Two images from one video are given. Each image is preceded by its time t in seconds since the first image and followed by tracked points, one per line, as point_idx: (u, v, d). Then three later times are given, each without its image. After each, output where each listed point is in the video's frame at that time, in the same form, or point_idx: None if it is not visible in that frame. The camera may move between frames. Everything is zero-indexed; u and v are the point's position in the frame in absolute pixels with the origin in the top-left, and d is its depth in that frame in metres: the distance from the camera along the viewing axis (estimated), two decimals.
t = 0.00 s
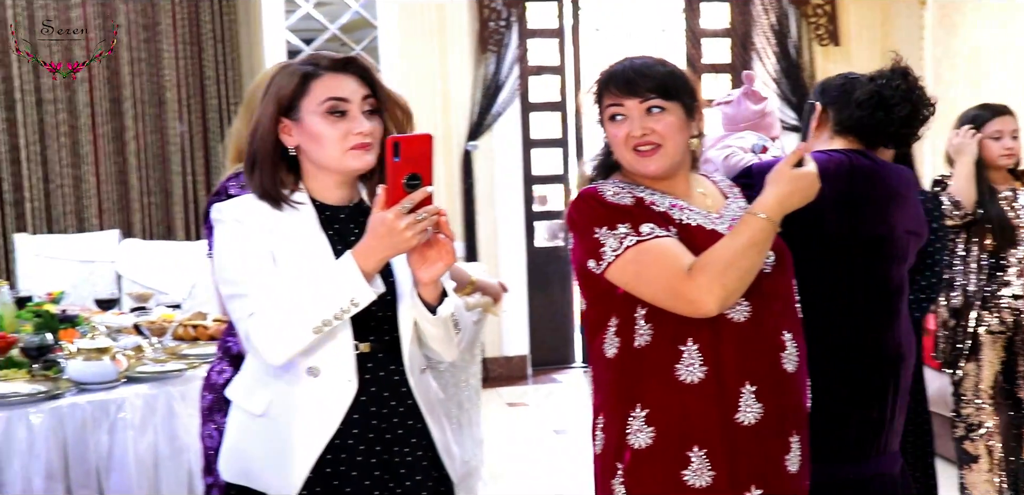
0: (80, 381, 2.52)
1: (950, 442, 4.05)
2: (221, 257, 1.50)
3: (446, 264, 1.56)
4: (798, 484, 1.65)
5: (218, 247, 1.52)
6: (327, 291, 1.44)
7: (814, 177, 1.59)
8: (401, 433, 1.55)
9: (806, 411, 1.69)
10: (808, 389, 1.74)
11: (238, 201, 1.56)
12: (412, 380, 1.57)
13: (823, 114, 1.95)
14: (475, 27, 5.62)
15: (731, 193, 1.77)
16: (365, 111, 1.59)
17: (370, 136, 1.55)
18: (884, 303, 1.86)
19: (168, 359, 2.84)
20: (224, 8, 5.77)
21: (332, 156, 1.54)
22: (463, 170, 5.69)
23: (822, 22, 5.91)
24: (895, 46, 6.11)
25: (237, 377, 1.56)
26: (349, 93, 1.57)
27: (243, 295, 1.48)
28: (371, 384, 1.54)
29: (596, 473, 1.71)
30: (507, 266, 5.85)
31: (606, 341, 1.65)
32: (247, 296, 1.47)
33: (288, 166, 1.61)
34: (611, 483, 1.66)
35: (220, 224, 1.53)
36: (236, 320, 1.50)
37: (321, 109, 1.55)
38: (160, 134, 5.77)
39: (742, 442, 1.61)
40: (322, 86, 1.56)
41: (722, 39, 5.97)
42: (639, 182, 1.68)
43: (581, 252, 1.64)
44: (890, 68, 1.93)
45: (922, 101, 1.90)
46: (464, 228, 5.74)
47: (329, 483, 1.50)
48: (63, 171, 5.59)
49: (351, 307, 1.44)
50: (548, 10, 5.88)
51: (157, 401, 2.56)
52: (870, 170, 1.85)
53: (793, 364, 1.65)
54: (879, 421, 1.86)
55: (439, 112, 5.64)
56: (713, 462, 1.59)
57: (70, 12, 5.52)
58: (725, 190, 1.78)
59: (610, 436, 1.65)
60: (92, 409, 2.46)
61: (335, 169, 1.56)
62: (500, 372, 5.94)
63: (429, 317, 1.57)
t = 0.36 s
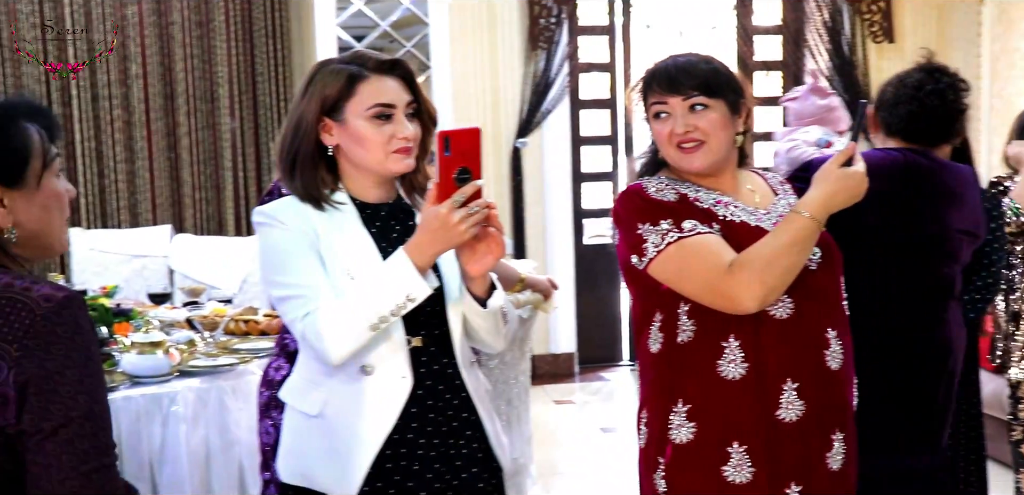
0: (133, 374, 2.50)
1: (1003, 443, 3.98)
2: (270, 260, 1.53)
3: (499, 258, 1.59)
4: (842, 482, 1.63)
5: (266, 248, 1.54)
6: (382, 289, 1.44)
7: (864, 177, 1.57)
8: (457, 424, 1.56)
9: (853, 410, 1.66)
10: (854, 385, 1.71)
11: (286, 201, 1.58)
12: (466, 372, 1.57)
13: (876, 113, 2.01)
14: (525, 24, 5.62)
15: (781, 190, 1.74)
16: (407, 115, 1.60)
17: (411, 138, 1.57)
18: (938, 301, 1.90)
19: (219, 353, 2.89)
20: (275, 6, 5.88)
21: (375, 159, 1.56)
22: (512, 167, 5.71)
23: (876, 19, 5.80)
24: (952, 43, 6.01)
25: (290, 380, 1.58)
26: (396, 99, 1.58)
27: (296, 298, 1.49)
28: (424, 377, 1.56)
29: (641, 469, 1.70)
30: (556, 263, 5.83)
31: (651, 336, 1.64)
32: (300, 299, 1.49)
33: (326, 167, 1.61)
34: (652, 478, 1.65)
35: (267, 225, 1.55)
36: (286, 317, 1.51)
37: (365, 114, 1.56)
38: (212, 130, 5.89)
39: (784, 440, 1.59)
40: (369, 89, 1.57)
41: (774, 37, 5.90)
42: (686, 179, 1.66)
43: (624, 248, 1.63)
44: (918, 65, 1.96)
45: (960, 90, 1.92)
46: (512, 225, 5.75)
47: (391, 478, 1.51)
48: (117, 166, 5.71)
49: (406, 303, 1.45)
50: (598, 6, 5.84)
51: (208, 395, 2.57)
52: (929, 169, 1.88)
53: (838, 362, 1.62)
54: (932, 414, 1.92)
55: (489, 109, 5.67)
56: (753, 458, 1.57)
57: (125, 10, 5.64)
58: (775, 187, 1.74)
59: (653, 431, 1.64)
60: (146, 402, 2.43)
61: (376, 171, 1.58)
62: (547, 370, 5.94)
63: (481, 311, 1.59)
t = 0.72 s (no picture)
0: (188, 369, 2.53)
1: None
2: (333, 257, 1.53)
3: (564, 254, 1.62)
4: (890, 479, 1.61)
5: (328, 246, 1.54)
6: (462, 282, 1.44)
7: (910, 171, 1.54)
8: (516, 419, 1.58)
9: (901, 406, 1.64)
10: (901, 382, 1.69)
11: (347, 199, 1.59)
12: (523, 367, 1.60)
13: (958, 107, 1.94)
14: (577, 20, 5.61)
15: (827, 185, 1.72)
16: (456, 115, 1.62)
17: (457, 141, 1.59)
18: (1005, 297, 1.86)
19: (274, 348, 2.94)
20: (328, 4, 5.96)
21: (422, 159, 1.58)
22: (563, 163, 5.70)
23: (933, 13, 5.71)
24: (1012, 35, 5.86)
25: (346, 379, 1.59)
26: (448, 101, 1.59)
27: (364, 295, 1.48)
28: (485, 373, 1.57)
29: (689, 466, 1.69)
30: (607, 259, 5.81)
31: (696, 333, 1.63)
32: (367, 296, 1.48)
33: (374, 163, 1.63)
34: (699, 474, 1.64)
35: (330, 223, 1.55)
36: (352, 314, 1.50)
37: (417, 115, 1.57)
38: (266, 126, 5.99)
39: (830, 437, 1.58)
40: (422, 90, 1.58)
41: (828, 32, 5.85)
42: (729, 175, 1.65)
43: (669, 245, 1.63)
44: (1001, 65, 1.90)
45: None
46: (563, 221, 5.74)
47: (455, 474, 1.54)
48: (172, 163, 5.84)
49: (488, 297, 1.45)
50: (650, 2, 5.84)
51: (262, 390, 2.59)
52: (1002, 165, 1.83)
53: (885, 360, 1.61)
54: (991, 412, 1.88)
55: (539, 105, 5.66)
56: (800, 455, 1.55)
57: (180, 8, 5.76)
58: (821, 182, 1.73)
59: (701, 427, 1.63)
60: (201, 397, 2.47)
61: (423, 170, 1.60)
62: (597, 367, 5.93)
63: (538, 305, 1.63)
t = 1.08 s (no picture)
0: (234, 366, 2.58)
1: None
2: (363, 266, 1.39)
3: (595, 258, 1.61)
4: (934, 475, 1.59)
5: (358, 255, 1.41)
6: (518, 292, 1.34)
7: (958, 166, 1.52)
8: (543, 423, 1.55)
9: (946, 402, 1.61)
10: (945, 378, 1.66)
11: (375, 205, 1.48)
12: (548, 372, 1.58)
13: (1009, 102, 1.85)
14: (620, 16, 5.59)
15: (867, 179, 1.70)
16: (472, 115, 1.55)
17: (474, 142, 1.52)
18: None
19: (321, 346, 2.96)
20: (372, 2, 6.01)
21: (437, 161, 1.51)
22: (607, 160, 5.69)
23: (983, 6, 5.52)
24: None
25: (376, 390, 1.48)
26: (459, 101, 1.52)
27: (406, 305, 1.35)
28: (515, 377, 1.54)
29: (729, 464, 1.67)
30: (651, 255, 5.78)
31: (737, 330, 1.61)
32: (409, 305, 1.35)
33: (390, 166, 1.55)
34: (742, 471, 1.62)
35: (361, 231, 1.42)
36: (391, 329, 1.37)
37: (430, 116, 1.50)
38: (310, 125, 6.06)
39: (874, 433, 1.56)
40: (434, 91, 1.51)
41: (875, 26, 5.73)
42: (769, 169, 1.64)
43: (710, 241, 1.62)
44: None
45: None
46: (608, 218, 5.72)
47: (487, 481, 1.48)
48: (218, 162, 5.92)
49: (544, 304, 1.35)
50: None
51: (308, 387, 2.62)
52: None
53: (929, 355, 1.58)
54: None
55: (582, 102, 5.65)
56: (845, 452, 1.54)
57: (226, 9, 5.86)
58: (861, 176, 1.71)
59: (742, 425, 1.62)
60: (247, 394, 2.50)
61: (437, 173, 1.53)
62: (641, 364, 5.90)
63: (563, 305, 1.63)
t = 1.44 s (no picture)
0: (285, 364, 2.60)
1: None
2: (333, 275, 1.30)
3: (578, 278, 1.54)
4: (989, 472, 1.64)
5: (328, 274, 1.31)
6: (499, 311, 1.25)
7: (1018, 161, 1.54)
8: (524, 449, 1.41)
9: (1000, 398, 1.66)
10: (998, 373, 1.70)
11: (346, 215, 1.38)
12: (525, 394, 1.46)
13: None
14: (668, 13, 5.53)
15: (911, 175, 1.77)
16: (438, 134, 1.41)
17: (434, 165, 1.39)
18: None
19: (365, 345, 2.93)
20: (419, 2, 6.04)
21: (392, 177, 1.40)
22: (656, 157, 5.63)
23: None
24: None
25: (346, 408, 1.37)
26: (420, 115, 1.39)
27: (374, 320, 1.26)
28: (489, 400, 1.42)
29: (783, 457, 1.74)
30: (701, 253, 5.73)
31: (791, 329, 1.66)
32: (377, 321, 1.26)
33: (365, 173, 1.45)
34: (798, 471, 1.67)
35: (332, 241, 1.32)
36: (361, 350, 1.27)
37: (388, 131, 1.39)
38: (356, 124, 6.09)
39: (933, 431, 1.60)
40: (400, 103, 1.39)
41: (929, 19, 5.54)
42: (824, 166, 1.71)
43: (763, 241, 1.66)
44: None
45: None
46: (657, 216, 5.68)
47: None
48: (269, 162, 6.01)
49: (521, 326, 1.27)
50: None
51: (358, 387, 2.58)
52: None
53: (985, 352, 1.63)
54: None
55: (630, 100, 5.61)
56: (903, 451, 1.59)
57: (276, 10, 5.93)
58: (903, 171, 1.78)
59: (798, 425, 1.67)
60: (298, 391, 2.51)
61: (394, 189, 1.43)
62: (692, 362, 5.85)
63: (543, 327, 1.54)
